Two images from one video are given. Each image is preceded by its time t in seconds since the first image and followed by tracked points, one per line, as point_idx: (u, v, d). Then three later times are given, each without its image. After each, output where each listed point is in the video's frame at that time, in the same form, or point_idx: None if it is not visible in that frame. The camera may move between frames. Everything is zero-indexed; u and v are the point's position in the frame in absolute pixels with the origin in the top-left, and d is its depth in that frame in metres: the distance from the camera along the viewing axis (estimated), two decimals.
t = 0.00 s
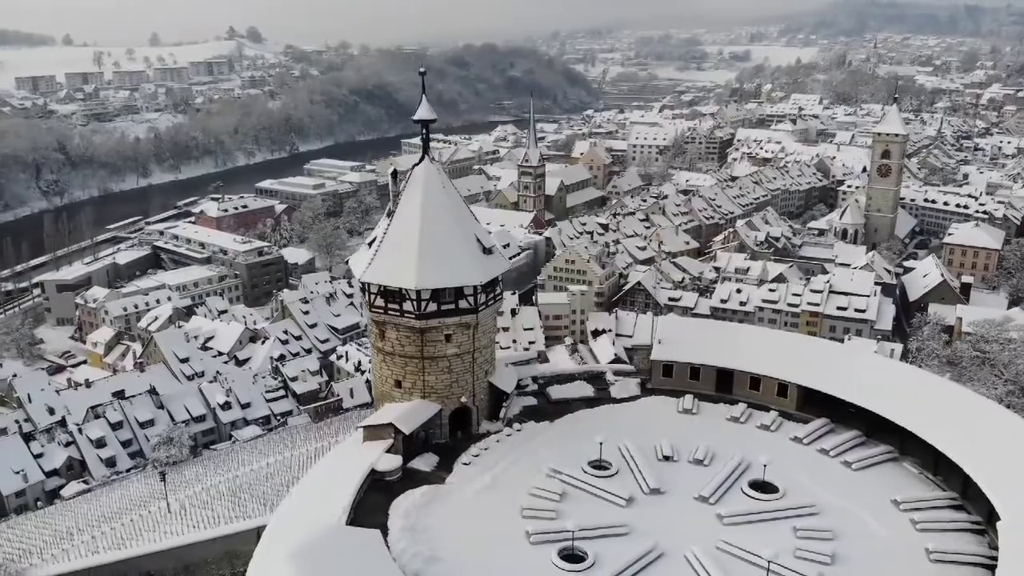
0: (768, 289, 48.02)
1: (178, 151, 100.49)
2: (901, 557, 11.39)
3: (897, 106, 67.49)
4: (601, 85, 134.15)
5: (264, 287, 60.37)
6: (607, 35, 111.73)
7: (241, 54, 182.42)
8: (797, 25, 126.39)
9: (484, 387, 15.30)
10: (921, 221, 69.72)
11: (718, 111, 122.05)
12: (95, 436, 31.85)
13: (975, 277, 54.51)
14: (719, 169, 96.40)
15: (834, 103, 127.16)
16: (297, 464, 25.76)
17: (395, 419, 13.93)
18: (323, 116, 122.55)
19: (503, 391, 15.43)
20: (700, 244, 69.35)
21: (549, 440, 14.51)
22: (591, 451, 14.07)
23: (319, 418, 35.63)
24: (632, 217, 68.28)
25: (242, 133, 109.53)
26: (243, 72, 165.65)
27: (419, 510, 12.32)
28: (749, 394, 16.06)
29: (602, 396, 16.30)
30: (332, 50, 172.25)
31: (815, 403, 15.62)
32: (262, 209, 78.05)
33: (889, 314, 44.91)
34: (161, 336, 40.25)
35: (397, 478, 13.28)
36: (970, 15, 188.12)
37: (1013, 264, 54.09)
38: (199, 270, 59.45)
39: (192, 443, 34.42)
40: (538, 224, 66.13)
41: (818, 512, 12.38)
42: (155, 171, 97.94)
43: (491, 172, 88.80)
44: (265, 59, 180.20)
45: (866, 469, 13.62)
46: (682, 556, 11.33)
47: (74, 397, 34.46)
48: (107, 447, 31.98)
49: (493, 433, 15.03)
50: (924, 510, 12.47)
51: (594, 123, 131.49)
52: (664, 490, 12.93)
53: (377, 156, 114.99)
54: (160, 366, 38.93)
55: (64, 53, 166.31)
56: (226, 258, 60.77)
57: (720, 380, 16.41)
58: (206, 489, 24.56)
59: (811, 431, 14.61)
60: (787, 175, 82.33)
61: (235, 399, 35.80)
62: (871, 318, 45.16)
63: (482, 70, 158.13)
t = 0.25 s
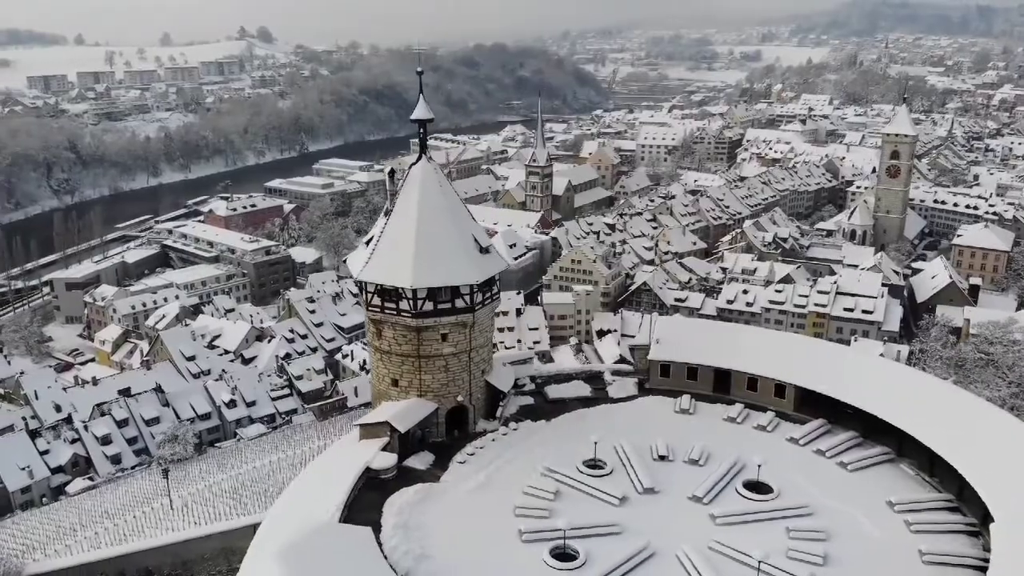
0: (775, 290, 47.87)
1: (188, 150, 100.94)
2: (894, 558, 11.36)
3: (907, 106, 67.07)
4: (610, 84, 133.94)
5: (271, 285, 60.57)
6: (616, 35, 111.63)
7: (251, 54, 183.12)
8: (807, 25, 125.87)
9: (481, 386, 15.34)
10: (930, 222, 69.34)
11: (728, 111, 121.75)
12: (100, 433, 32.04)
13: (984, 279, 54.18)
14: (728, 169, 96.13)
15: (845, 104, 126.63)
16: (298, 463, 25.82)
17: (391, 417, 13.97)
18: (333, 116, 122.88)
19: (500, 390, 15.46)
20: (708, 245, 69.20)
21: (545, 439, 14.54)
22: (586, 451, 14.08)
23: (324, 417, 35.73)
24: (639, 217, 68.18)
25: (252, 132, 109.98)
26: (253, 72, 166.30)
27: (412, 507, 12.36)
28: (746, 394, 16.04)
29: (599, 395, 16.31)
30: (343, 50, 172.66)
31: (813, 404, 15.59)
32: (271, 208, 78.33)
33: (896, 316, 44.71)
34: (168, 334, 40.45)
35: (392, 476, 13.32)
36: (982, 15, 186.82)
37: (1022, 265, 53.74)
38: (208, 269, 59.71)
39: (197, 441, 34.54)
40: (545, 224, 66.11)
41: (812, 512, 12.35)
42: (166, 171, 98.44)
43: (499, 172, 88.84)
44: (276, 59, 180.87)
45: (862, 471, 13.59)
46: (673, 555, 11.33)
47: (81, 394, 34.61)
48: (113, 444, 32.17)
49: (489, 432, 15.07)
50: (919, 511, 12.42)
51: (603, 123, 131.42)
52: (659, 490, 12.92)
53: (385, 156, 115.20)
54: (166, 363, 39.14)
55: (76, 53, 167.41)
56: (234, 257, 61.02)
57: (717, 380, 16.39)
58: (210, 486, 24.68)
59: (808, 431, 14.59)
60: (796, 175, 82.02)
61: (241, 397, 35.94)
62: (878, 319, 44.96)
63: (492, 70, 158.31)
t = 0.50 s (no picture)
0: (781, 291, 47.70)
1: (198, 150, 101.35)
2: (886, 559, 11.33)
3: (916, 106, 66.60)
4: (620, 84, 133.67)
5: (278, 284, 60.76)
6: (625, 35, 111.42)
7: (261, 54, 183.83)
8: (817, 26, 125.33)
9: (477, 385, 15.38)
10: (940, 223, 68.88)
11: (737, 111, 121.37)
12: (106, 431, 32.22)
13: (993, 280, 53.80)
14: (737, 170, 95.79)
15: (855, 104, 125.98)
16: (300, 461, 25.89)
17: (387, 416, 14.02)
18: (343, 116, 123.12)
19: (496, 389, 15.50)
20: (715, 245, 68.98)
21: (540, 438, 14.55)
22: (582, 451, 14.10)
23: (328, 415, 35.82)
24: (647, 217, 68.05)
25: (262, 132, 110.42)
26: (263, 72, 166.95)
27: (405, 505, 12.39)
28: (744, 394, 16.02)
29: (597, 395, 16.31)
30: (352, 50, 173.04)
31: (810, 405, 15.54)
32: (279, 208, 78.57)
33: (904, 317, 44.44)
34: (174, 332, 40.64)
35: (387, 474, 13.38)
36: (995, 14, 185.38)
37: None
38: (215, 268, 59.95)
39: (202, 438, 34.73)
40: (552, 225, 66.05)
41: (806, 513, 12.33)
42: (176, 170, 98.89)
43: (507, 172, 88.78)
44: (286, 59, 181.51)
45: (857, 472, 13.55)
46: (665, 554, 11.33)
47: (88, 391, 34.81)
48: (118, 441, 32.35)
49: (485, 431, 15.11)
50: (914, 514, 12.37)
51: (612, 123, 131.25)
52: (653, 489, 12.92)
53: (394, 156, 115.37)
54: (172, 362, 39.32)
55: (88, 53, 168.40)
56: (242, 256, 61.25)
57: (715, 380, 16.38)
58: (212, 484, 24.79)
59: (804, 432, 14.58)
60: (805, 176, 81.67)
61: (245, 395, 36.07)
62: (885, 320, 44.71)
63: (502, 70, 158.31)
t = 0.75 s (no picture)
0: (787, 292, 47.50)
1: (207, 149, 101.73)
2: (879, 561, 11.27)
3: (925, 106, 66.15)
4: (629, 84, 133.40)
5: (286, 283, 60.97)
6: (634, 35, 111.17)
7: (271, 54, 184.41)
8: (827, 26, 124.74)
9: (474, 384, 15.42)
10: (949, 224, 68.46)
11: (746, 111, 120.98)
12: (111, 428, 32.43)
13: (1001, 282, 53.43)
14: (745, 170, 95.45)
15: (866, 104, 125.32)
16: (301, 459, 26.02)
17: (383, 414, 14.06)
18: (352, 116, 123.33)
19: (493, 389, 15.54)
20: (722, 246, 68.77)
21: (536, 438, 14.56)
22: (576, 450, 14.10)
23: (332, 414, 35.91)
24: (654, 218, 67.91)
25: (271, 131, 110.82)
26: (273, 71, 167.47)
27: (399, 503, 12.43)
28: (741, 395, 15.99)
29: (594, 394, 16.32)
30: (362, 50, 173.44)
31: (807, 405, 15.50)
32: (287, 207, 78.82)
33: (910, 318, 44.20)
34: (181, 330, 40.82)
35: (381, 472, 13.42)
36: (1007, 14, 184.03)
37: None
38: (223, 267, 60.18)
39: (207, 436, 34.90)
40: (559, 225, 66.02)
41: (800, 513, 12.31)
42: (185, 169, 99.33)
43: (514, 172, 88.77)
44: (296, 59, 182.08)
45: (853, 472, 13.52)
46: (657, 554, 11.33)
47: (94, 389, 35.05)
48: (123, 438, 32.53)
49: (482, 430, 15.14)
50: (908, 515, 12.34)
51: (620, 123, 131.07)
52: (647, 489, 12.93)
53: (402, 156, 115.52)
54: (178, 360, 39.51)
55: (100, 53, 169.46)
56: (249, 255, 61.51)
57: (713, 380, 16.34)
58: (214, 481, 24.90)
59: (801, 433, 14.55)
60: (813, 176, 81.32)
61: (250, 393, 36.20)
62: (892, 322, 44.49)
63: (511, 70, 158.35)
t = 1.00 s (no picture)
0: (794, 292, 47.32)
1: (217, 149, 102.03)
2: (873, 562, 11.21)
3: (934, 107, 65.72)
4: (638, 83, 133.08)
5: (292, 282, 61.37)
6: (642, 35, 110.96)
7: (281, 53, 185.01)
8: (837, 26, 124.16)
9: (470, 383, 15.46)
10: (958, 225, 68.06)
11: (756, 112, 120.57)
12: (116, 425, 32.61)
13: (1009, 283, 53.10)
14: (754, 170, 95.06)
15: (876, 105, 124.60)
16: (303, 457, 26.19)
17: (378, 412, 14.12)
18: (362, 116, 123.42)
19: (489, 387, 15.57)
20: (729, 246, 68.52)
21: (531, 437, 14.58)
22: (571, 449, 14.12)
23: (336, 413, 36.03)
24: (661, 217, 67.76)
25: (280, 131, 111.20)
26: (283, 71, 167.98)
27: (392, 501, 12.47)
28: (739, 395, 15.95)
29: (591, 394, 16.35)
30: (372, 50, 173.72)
31: (804, 406, 15.46)
32: (295, 207, 79.06)
33: (917, 320, 44.00)
34: (186, 328, 41.02)
35: (376, 470, 13.46)
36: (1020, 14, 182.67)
37: None
38: (231, 265, 60.41)
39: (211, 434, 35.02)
40: (565, 225, 65.97)
41: (793, 514, 12.29)
42: (195, 168, 99.73)
43: (522, 172, 88.75)
44: (305, 59, 182.57)
45: (848, 472, 13.48)
46: (648, 554, 11.33)
47: (100, 386, 35.24)
48: (128, 436, 32.70)
49: (478, 428, 15.19)
50: (902, 516, 12.28)
51: (629, 123, 130.91)
52: (641, 488, 12.93)
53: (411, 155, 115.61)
54: (184, 358, 39.69)
55: (111, 53, 170.46)
56: (256, 254, 61.86)
57: (710, 380, 16.33)
58: (215, 479, 25.02)
59: (797, 434, 14.51)
60: (821, 177, 80.98)
61: (255, 392, 36.36)
62: (898, 323, 44.32)
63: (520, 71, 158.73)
